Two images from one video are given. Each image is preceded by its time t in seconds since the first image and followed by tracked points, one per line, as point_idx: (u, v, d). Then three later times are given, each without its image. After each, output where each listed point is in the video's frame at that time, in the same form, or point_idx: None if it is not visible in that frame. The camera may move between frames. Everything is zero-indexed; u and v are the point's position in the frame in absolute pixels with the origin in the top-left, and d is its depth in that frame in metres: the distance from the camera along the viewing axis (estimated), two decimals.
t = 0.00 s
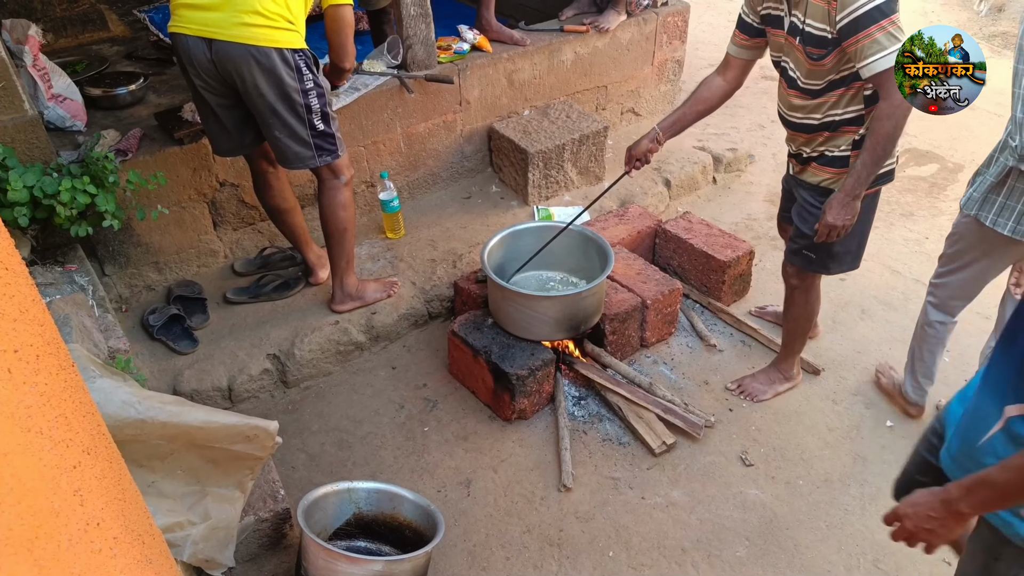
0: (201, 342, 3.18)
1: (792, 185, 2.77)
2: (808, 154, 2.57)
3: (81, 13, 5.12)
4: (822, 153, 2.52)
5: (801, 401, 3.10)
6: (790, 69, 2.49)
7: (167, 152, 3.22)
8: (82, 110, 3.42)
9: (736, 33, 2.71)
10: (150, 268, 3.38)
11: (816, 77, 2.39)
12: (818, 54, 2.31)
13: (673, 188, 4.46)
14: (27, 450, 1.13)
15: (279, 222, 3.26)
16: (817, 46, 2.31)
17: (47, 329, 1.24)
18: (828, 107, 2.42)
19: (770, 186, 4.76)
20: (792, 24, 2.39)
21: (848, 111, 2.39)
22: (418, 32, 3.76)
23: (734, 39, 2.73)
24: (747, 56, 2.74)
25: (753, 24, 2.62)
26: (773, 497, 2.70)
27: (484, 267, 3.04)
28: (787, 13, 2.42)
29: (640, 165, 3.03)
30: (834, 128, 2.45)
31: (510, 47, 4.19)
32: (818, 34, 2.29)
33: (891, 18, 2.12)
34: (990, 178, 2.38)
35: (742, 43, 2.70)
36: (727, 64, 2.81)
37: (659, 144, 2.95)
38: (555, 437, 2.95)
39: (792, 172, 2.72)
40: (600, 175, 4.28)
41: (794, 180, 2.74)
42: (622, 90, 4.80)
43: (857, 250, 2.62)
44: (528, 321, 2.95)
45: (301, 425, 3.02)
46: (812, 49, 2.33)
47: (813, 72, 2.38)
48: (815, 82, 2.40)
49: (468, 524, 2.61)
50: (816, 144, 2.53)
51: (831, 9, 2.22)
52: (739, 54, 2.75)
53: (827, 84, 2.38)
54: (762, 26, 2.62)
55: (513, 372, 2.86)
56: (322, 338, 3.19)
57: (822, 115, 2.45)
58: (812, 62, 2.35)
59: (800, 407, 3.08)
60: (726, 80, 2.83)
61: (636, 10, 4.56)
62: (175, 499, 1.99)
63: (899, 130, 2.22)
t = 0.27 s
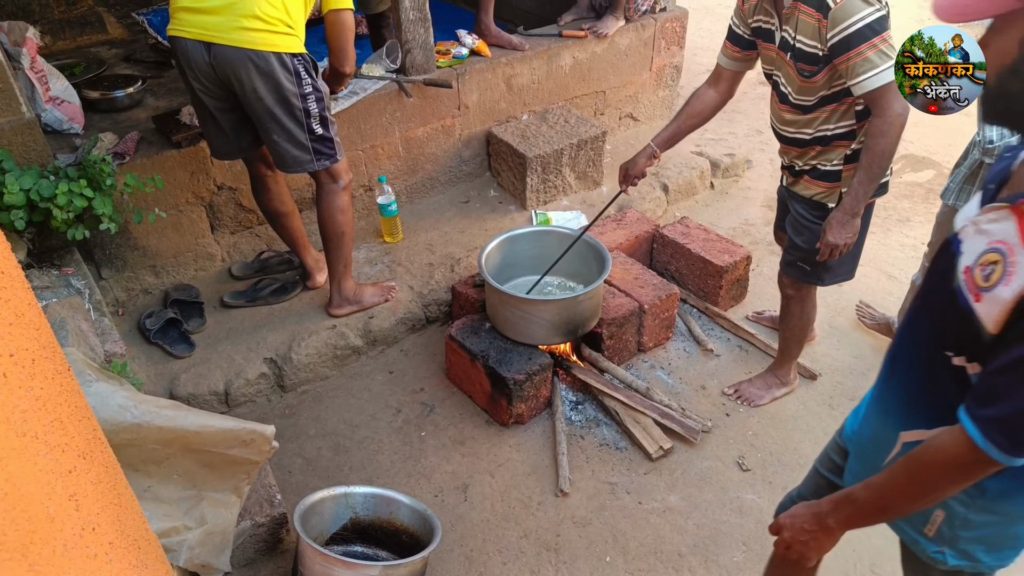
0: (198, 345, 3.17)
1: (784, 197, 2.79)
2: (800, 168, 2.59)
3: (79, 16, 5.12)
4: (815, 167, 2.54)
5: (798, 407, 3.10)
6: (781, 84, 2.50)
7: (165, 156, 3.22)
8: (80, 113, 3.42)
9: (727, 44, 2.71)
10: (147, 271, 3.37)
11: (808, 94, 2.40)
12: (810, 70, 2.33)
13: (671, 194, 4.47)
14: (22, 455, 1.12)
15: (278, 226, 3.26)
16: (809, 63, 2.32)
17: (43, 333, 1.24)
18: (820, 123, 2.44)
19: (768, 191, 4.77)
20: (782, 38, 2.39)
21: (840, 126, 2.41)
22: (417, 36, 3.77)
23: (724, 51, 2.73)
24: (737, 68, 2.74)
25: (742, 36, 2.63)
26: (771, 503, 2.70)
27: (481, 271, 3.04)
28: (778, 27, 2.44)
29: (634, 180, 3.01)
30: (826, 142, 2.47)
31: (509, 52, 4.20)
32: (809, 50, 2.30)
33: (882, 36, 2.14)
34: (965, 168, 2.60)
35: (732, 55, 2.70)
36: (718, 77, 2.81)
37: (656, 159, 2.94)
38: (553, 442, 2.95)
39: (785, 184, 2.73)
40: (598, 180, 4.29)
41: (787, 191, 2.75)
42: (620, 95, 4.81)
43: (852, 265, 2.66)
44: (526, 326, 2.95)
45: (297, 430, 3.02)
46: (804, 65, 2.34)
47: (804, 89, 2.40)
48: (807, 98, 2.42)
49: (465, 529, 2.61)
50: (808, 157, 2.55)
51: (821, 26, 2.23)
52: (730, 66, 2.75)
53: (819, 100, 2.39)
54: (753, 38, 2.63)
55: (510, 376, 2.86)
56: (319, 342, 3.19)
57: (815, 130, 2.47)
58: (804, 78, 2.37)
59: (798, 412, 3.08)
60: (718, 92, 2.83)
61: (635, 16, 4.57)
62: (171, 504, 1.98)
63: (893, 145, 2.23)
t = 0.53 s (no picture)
0: (196, 353, 3.18)
1: (777, 205, 2.82)
2: (791, 175, 2.63)
3: (77, 25, 5.14)
4: (805, 175, 2.58)
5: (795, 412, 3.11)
6: (772, 92, 2.51)
7: (163, 164, 3.23)
8: (78, 121, 3.43)
9: (725, 43, 2.69)
10: (145, 279, 3.38)
11: (798, 103, 2.43)
12: (800, 80, 2.36)
13: (667, 199, 4.49)
14: (21, 464, 1.13)
15: (276, 233, 3.27)
16: (799, 73, 2.35)
17: (41, 342, 1.25)
18: (809, 132, 2.47)
19: (764, 196, 4.79)
20: (774, 46, 2.41)
21: (828, 136, 2.44)
22: (413, 44, 3.78)
23: (722, 48, 2.71)
24: (735, 67, 2.74)
25: (738, 39, 2.63)
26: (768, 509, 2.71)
27: (478, 278, 3.06)
28: (771, 33, 2.43)
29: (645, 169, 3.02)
30: (815, 151, 2.50)
31: (505, 59, 4.22)
32: (799, 60, 2.32)
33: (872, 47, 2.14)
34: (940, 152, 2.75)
35: (728, 54, 2.70)
36: (722, 72, 2.79)
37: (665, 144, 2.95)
38: (550, 448, 2.96)
39: (777, 191, 2.77)
40: (594, 186, 4.31)
41: (778, 199, 2.79)
42: (616, 102, 4.83)
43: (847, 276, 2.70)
44: (523, 332, 2.95)
45: (295, 437, 3.02)
46: (794, 74, 2.37)
47: (795, 97, 2.42)
48: (797, 107, 2.44)
49: (462, 536, 2.61)
50: (798, 165, 2.58)
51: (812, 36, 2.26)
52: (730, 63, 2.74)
53: (808, 109, 2.42)
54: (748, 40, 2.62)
55: (508, 383, 2.87)
56: (317, 349, 3.19)
57: (804, 139, 2.50)
58: (794, 87, 2.40)
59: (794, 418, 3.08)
60: (723, 87, 2.80)
61: (630, 23, 4.60)
62: (169, 512, 1.98)
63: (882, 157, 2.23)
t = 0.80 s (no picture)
0: (193, 362, 3.17)
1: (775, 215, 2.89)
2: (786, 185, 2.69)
3: (75, 35, 5.13)
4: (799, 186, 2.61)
5: (791, 419, 3.12)
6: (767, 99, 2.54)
7: (160, 174, 3.24)
8: (75, 131, 3.44)
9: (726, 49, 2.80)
10: (142, 288, 3.38)
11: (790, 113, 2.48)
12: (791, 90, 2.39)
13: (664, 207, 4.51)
14: (16, 476, 1.13)
15: (273, 243, 3.27)
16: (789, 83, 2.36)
17: (38, 353, 1.25)
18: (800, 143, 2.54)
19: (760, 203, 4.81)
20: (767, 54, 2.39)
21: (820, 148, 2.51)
22: (410, 53, 3.80)
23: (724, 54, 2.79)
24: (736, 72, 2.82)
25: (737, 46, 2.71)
26: (766, 516, 2.71)
27: (475, 286, 3.07)
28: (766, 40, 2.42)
29: (645, 158, 3.02)
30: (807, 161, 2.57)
31: (501, 68, 4.24)
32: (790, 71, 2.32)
33: (861, 62, 2.19)
34: (911, 136, 2.91)
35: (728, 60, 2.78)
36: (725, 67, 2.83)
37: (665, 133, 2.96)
38: (548, 456, 2.96)
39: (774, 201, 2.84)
40: (591, 194, 4.32)
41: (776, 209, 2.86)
42: (612, 109, 4.86)
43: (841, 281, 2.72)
44: (520, 340, 2.96)
45: (292, 446, 3.01)
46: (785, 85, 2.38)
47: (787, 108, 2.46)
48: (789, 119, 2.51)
49: (460, 545, 2.60)
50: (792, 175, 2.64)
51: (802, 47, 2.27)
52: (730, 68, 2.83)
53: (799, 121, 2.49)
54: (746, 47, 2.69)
55: (505, 391, 2.87)
56: (314, 358, 3.19)
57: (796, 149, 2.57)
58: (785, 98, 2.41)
59: (791, 425, 3.09)
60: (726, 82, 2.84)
61: (626, 31, 4.63)
62: (165, 522, 1.97)
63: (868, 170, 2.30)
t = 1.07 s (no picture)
0: (190, 367, 3.17)
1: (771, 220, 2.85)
2: (783, 190, 2.66)
3: (73, 39, 5.15)
4: (796, 190, 2.60)
5: (788, 424, 3.12)
6: (764, 105, 2.56)
7: (158, 178, 3.24)
8: (73, 134, 3.44)
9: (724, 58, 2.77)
10: (139, 293, 3.38)
11: (787, 117, 2.46)
12: (789, 95, 2.38)
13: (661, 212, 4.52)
14: (12, 482, 1.13)
15: (271, 247, 3.27)
16: (787, 87, 2.37)
17: (34, 357, 1.25)
18: (797, 148, 2.52)
19: (758, 208, 4.82)
20: (767, 61, 2.43)
21: (817, 153, 2.49)
22: (408, 58, 3.81)
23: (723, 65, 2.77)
24: (738, 83, 2.80)
25: (738, 53, 2.69)
26: (763, 521, 2.71)
27: (473, 291, 3.07)
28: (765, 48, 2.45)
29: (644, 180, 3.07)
30: (805, 167, 2.54)
31: (500, 73, 4.25)
32: (788, 75, 2.34)
33: (858, 67, 2.18)
34: (890, 127, 3.09)
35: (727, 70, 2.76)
36: (719, 87, 2.85)
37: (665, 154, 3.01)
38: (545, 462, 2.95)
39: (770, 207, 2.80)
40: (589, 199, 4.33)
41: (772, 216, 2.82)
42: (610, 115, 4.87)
43: (838, 287, 2.72)
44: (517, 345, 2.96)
45: (290, 451, 3.01)
46: (782, 89, 2.39)
47: (783, 112, 2.45)
48: (786, 122, 2.48)
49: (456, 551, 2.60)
50: (789, 181, 2.62)
51: (800, 52, 2.26)
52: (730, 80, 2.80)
53: (797, 125, 2.45)
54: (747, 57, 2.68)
55: (502, 396, 2.87)
56: (311, 363, 3.19)
57: (793, 154, 2.54)
58: (782, 102, 2.42)
59: (788, 430, 3.09)
60: (720, 101, 2.87)
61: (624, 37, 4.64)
62: (162, 527, 1.96)
63: (867, 177, 2.30)
